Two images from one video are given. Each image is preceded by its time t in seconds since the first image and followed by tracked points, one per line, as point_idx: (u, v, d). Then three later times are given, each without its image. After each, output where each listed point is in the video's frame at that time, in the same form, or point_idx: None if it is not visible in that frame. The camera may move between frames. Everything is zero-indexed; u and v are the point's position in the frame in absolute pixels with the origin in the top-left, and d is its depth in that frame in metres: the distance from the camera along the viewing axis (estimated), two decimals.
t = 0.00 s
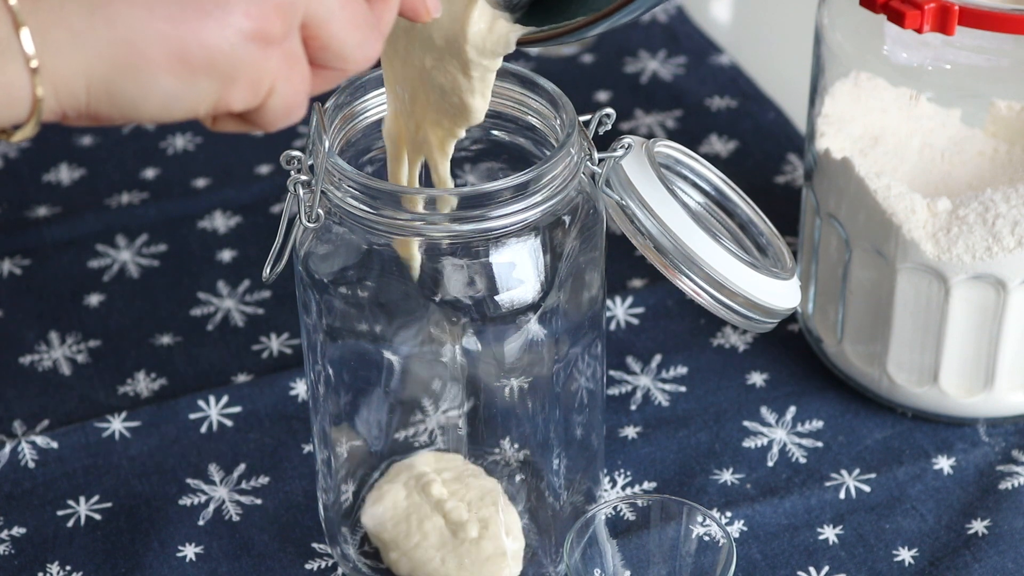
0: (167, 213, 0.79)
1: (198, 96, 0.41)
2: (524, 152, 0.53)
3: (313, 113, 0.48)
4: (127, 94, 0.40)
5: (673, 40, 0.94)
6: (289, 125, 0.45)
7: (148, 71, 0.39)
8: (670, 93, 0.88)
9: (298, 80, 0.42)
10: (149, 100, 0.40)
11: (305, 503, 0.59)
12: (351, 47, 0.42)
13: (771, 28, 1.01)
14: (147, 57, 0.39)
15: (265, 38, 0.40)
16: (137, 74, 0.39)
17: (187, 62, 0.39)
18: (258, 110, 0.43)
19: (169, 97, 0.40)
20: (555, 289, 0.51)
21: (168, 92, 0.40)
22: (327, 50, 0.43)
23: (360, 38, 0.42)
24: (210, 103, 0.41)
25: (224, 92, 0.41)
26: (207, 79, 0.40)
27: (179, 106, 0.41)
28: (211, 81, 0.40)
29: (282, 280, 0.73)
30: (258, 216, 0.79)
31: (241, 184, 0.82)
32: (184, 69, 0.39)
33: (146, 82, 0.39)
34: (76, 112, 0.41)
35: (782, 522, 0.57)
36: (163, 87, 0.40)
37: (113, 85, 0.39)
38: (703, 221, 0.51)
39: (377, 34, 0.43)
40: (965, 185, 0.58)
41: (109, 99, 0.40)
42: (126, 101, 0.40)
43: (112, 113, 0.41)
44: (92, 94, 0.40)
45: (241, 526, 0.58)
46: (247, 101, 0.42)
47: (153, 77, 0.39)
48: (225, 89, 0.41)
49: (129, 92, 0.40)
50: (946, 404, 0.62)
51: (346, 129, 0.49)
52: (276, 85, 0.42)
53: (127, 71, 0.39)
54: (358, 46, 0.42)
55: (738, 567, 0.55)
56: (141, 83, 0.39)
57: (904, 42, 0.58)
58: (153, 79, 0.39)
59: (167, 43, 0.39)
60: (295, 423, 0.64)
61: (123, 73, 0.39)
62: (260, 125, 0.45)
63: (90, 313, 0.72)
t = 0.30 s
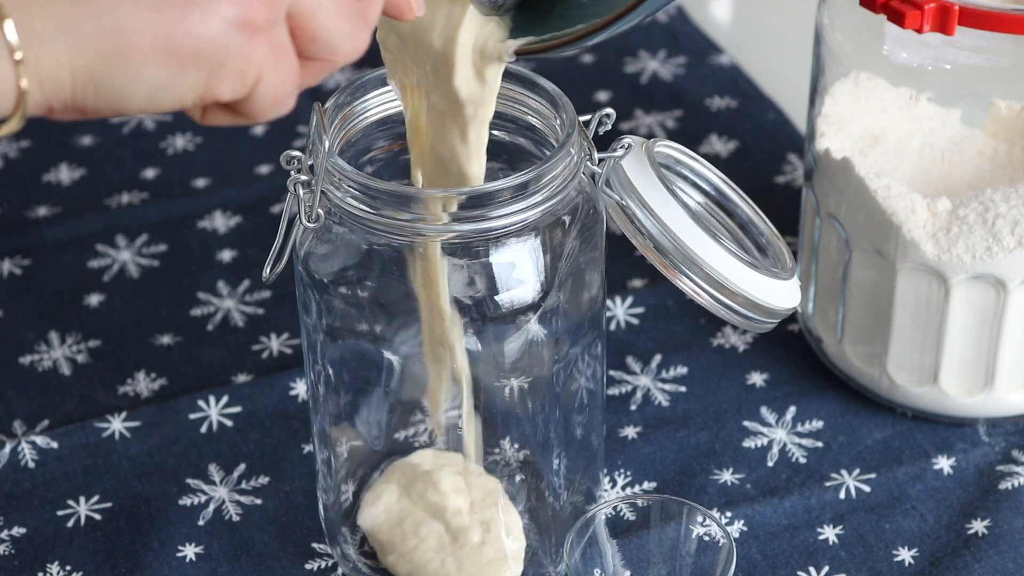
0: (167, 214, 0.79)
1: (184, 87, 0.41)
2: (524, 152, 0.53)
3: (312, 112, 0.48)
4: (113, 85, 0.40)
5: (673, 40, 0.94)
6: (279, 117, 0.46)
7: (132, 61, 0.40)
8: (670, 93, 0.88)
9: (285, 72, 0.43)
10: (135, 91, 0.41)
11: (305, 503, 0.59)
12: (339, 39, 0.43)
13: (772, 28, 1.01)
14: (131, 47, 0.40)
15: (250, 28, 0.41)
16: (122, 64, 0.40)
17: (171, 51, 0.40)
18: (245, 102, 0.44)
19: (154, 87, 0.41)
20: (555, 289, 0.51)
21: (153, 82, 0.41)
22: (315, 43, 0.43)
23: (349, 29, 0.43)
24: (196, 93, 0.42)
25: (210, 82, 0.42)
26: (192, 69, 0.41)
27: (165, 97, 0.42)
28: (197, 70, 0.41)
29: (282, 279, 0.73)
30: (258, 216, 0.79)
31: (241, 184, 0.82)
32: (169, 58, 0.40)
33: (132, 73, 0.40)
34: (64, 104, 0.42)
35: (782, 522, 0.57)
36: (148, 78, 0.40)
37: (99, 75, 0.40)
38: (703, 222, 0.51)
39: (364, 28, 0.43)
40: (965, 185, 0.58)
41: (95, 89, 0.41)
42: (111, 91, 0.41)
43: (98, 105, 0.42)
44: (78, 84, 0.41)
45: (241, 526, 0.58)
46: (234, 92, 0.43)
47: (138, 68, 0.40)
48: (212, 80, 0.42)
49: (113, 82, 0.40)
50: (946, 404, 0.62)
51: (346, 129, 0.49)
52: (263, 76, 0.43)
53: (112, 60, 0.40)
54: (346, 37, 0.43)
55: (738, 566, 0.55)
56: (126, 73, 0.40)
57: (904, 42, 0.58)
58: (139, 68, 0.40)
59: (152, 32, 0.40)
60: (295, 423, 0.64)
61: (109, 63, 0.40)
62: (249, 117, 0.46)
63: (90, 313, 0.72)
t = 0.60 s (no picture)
0: (167, 214, 0.79)
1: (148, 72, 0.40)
2: (524, 153, 0.53)
3: (313, 112, 0.48)
4: (76, 74, 0.40)
5: (673, 40, 0.94)
6: (251, 104, 0.44)
7: (95, 49, 0.39)
8: (670, 93, 0.88)
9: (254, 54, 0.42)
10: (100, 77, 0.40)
11: (305, 503, 0.59)
12: (310, 22, 0.42)
13: (772, 28, 1.01)
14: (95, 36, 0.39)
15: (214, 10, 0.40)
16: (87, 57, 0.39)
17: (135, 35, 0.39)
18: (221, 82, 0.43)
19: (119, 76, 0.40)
20: (555, 289, 0.51)
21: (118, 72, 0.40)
22: (285, 28, 0.42)
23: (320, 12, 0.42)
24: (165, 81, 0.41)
25: (176, 68, 0.40)
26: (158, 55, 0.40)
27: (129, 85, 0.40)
28: (161, 54, 0.39)
29: (282, 279, 0.73)
30: (258, 216, 0.79)
31: (241, 184, 0.82)
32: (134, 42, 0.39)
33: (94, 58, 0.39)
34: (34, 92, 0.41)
35: (782, 522, 0.57)
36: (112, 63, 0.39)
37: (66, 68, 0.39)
38: (703, 222, 0.51)
39: (335, 12, 0.42)
40: (965, 185, 0.58)
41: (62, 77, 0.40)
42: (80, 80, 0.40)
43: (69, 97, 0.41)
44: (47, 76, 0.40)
45: (241, 525, 0.58)
46: (201, 77, 0.41)
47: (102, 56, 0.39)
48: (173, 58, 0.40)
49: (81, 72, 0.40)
50: (946, 404, 0.62)
51: (346, 128, 0.49)
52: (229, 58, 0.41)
53: (73, 49, 0.39)
54: (317, 20, 0.42)
55: (738, 567, 0.55)
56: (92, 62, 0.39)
57: (904, 42, 0.58)
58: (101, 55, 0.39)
59: (114, 20, 0.39)
60: (295, 423, 0.64)
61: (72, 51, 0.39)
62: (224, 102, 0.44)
63: (90, 313, 0.72)
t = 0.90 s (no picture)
0: (167, 213, 0.79)
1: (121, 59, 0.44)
2: (524, 153, 0.53)
3: (313, 112, 0.48)
4: (54, 60, 0.44)
5: (673, 40, 0.94)
6: (233, 86, 0.49)
7: (67, 28, 0.43)
8: (670, 93, 0.88)
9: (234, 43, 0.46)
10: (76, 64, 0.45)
11: (306, 503, 0.59)
12: (286, 9, 0.47)
13: (772, 27, 1.01)
14: (66, 19, 0.43)
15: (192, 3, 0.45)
16: (57, 35, 0.44)
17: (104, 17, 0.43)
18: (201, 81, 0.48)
19: (93, 59, 0.44)
20: (555, 289, 0.51)
21: (92, 55, 0.44)
22: (262, 12, 0.47)
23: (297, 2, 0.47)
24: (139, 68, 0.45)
25: (150, 48, 0.44)
26: (132, 42, 0.44)
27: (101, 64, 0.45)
28: (133, 35, 0.44)
29: (282, 279, 0.73)
30: (258, 216, 0.79)
31: (241, 184, 0.81)
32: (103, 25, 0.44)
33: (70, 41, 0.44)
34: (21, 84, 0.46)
35: (782, 522, 0.57)
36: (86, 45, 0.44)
37: (43, 54, 0.44)
38: (703, 222, 0.51)
39: None
40: (965, 185, 0.58)
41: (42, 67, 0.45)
42: (57, 66, 0.45)
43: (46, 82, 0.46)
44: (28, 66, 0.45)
45: (241, 525, 0.58)
46: (178, 59, 0.45)
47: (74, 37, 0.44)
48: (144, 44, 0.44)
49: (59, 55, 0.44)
50: (946, 404, 0.62)
51: (346, 129, 0.49)
52: (206, 36, 0.45)
53: (47, 32, 0.44)
54: (295, 9, 0.47)
55: (738, 567, 0.55)
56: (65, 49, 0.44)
57: (904, 42, 0.58)
58: (74, 38, 0.44)
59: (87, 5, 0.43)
60: (295, 423, 0.64)
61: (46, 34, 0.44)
62: (206, 88, 0.49)
63: (90, 313, 0.72)
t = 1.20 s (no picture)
0: (167, 213, 0.79)
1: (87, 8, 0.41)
2: (524, 152, 0.53)
3: (312, 112, 0.48)
4: None
5: (673, 40, 0.94)
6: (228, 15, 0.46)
7: None
8: (670, 93, 0.88)
9: None
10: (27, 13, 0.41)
11: (305, 503, 0.59)
12: None
13: (771, 27, 1.01)
14: None
15: None
16: None
17: None
18: None
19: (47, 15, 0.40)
20: (555, 289, 0.51)
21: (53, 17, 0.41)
22: None
23: None
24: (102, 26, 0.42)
25: None
26: None
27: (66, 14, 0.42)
28: None
29: (282, 279, 0.73)
30: (258, 216, 0.79)
31: (241, 184, 0.82)
32: None
33: None
34: None
35: (782, 521, 0.57)
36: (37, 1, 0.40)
37: None
38: (703, 222, 0.51)
39: None
40: (965, 185, 0.58)
41: None
42: None
43: None
44: None
45: (241, 525, 0.58)
46: None
47: None
48: None
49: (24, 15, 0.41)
50: (946, 403, 0.62)
51: (346, 129, 0.49)
52: None
53: None
54: None
55: (738, 567, 0.55)
56: None
57: (904, 42, 0.58)
58: None
59: None
60: (295, 422, 0.64)
61: None
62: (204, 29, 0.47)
63: (90, 313, 0.72)
